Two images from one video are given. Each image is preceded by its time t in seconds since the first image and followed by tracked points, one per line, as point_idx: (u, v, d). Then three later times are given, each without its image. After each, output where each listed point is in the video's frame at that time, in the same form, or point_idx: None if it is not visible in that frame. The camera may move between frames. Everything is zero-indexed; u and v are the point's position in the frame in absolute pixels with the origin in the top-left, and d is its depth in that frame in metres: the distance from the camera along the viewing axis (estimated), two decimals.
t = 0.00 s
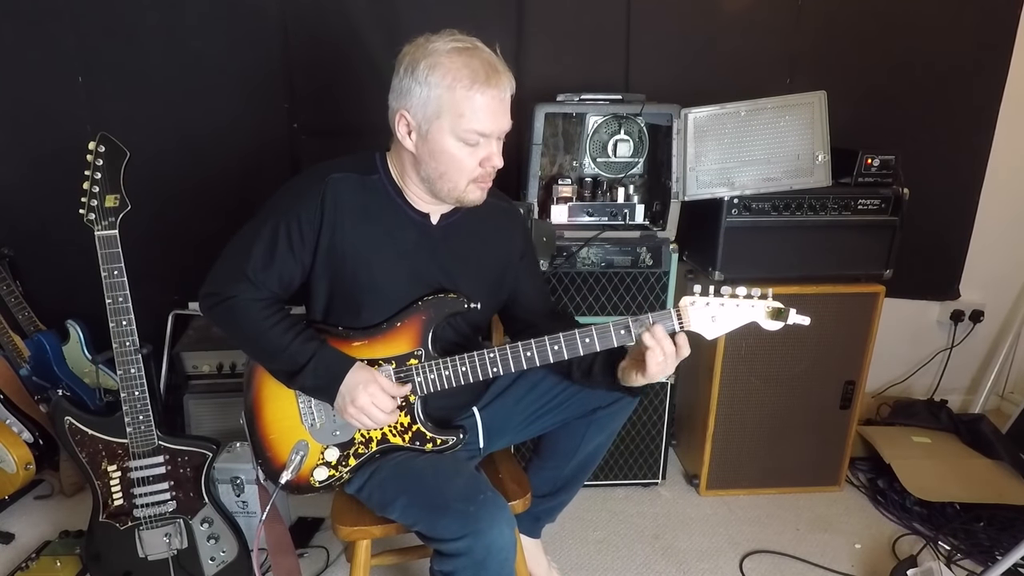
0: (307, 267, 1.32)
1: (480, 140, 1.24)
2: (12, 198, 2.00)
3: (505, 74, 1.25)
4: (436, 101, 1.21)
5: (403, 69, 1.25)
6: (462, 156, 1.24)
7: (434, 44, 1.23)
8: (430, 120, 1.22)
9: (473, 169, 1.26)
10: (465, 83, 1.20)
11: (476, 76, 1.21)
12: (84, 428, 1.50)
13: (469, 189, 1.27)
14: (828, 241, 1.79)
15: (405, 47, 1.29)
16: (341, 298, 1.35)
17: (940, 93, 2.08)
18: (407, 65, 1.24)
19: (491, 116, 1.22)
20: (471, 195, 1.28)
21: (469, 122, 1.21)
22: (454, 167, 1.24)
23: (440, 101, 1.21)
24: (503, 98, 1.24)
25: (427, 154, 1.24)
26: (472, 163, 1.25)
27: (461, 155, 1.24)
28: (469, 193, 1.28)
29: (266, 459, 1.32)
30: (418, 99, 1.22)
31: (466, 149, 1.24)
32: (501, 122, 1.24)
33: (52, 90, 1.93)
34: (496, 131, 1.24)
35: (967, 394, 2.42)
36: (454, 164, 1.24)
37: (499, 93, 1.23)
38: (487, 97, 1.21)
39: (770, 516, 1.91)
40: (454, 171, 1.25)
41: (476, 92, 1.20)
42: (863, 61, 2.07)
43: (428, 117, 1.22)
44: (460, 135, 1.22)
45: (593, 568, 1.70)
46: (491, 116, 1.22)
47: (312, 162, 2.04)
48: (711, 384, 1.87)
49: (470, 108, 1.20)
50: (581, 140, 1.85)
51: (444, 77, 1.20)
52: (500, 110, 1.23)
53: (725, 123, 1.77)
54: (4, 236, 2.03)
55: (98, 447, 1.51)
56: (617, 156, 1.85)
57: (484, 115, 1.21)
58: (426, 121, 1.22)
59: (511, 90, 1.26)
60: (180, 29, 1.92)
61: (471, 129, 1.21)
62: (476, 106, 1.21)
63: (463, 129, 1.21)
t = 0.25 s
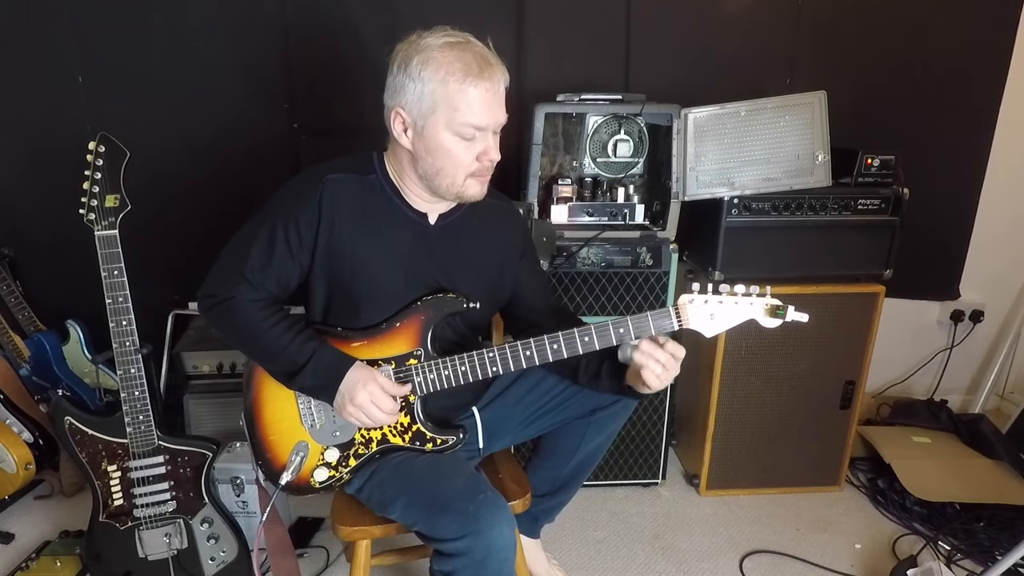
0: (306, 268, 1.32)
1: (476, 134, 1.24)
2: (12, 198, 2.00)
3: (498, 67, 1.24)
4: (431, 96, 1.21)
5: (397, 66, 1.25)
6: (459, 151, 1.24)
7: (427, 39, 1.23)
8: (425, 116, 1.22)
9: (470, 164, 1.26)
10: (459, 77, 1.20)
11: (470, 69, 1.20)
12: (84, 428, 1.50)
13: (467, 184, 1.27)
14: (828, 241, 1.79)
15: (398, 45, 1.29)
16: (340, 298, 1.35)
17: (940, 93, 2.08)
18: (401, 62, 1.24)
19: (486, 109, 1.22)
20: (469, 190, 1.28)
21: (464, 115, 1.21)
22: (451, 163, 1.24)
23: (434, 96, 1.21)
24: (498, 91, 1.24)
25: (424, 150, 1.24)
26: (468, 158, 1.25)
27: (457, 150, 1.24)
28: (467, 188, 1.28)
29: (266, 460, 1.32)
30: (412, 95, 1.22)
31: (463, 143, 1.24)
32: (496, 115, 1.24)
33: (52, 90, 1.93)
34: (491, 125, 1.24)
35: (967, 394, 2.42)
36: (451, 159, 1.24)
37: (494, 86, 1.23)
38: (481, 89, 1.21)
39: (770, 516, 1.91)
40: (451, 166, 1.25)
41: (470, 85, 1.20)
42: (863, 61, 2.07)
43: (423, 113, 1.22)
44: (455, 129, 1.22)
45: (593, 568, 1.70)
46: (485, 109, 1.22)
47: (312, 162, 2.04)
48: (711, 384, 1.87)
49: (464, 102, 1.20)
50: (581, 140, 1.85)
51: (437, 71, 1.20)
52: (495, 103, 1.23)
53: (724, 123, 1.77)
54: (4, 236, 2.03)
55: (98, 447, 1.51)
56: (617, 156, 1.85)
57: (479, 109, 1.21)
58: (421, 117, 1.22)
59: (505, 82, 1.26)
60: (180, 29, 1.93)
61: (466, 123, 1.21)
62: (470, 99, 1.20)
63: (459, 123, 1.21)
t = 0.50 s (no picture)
0: (306, 268, 1.32)
1: (478, 140, 1.24)
2: (12, 198, 2.00)
3: (502, 73, 1.25)
4: (434, 100, 1.21)
5: (401, 69, 1.25)
6: (460, 156, 1.24)
7: (432, 43, 1.23)
8: (428, 120, 1.22)
9: (471, 168, 1.26)
10: (463, 83, 1.20)
11: (474, 75, 1.21)
12: (84, 428, 1.50)
13: (468, 189, 1.27)
14: (828, 241, 1.79)
15: (403, 47, 1.29)
16: (341, 298, 1.35)
17: (940, 93, 2.08)
18: (405, 65, 1.24)
19: (489, 115, 1.22)
20: (469, 194, 1.28)
21: (467, 121, 1.21)
22: (453, 167, 1.24)
23: (438, 101, 1.21)
24: (501, 97, 1.24)
25: (426, 154, 1.24)
26: (470, 162, 1.25)
27: (459, 154, 1.24)
28: (467, 192, 1.28)
29: (267, 460, 1.32)
30: (416, 99, 1.22)
31: (465, 148, 1.24)
32: (499, 121, 1.24)
33: (52, 89, 1.93)
34: (494, 131, 1.24)
35: (966, 394, 2.42)
36: (453, 163, 1.24)
37: (497, 92, 1.23)
38: (485, 96, 1.21)
39: (770, 516, 1.91)
40: (452, 171, 1.25)
41: (474, 92, 1.20)
42: (863, 61, 2.07)
43: (426, 117, 1.22)
44: (458, 135, 1.22)
45: (593, 568, 1.70)
46: (489, 116, 1.22)
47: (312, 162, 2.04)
48: (711, 384, 1.87)
49: (467, 107, 1.20)
50: (581, 140, 1.85)
51: (441, 77, 1.20)
52: (498, 110, 1.23)
53: (724, 124, 1.77)
54: (4, 236, 2.03)
55: (98, 447, 1.51)
56: (617, 156, 1.85)
57: (482, 115, 1.21)
58: (424, 121, 1.22)
59: (509, 89, 1.26)
60: (180, 29, 1.93)
61: (469, 129, 1.21)
62: (473, 105, 1.21)
63: (461, 129, 1.21)
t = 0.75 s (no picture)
0: (306, 269, 1.32)
1: (480, 141, 1.24)
2: (12, 199, 2.00)
3: (504, 74, 1.24)
4: (436, 102, 1.21)
5: (403, 70, 1.25)
6: (462, 157, 1.24)
7: (434, 44, 1.23)
8: (429, 121, 1.22)
9: (473, 169, 1.26)
10: (464, 84, 1.20)
11: (475, 77, 1.21)
12: (84, 428, 1.50)
13: (470, 189, 1.27)
14: (828, 241, 1.79)
15: (405, 48, 1.29)
16: (341, 298, 1.35)
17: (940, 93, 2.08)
18: (407, 66, 1.24)
19: (490, 117, 1.22)
20: (471, 195, 1.28)
21: (468, 123, 1.21)
22: (454, 168, 1.24)
23: (439, 103, 1.21)
24: (503, 99, 1.24)
25: (427, 155, 1.24)
26: (471, 164, 1.25)
27: (460, 156, 1.24)
28: (469, 193, 1.28)
29: (267, 459, 1.33)
30: (417, 100, 1.22)
31: (466, 150, 1.24)
32: (500, 122, 1.24)
33: (52, 89, 1.93)
34: (495, 132, 1.24)
35: (966, 394, 2.42)
36: (454, 165, 1.24)
37: (499, 94, 1.23)
38: (486, 97, 1.21)
39: (770, 516, 1.91)
40: (454, 172, 1.25)
41: (475, 93, 1.20)
42: (863, 61, 2.07)
43: (427, 119, 1.22)
44: (459, 136, 1.22)
45: (593, 568, 1.70)
46: (490, 117, 1.22)
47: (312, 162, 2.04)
48: (711, 384, 1.87)
49: (469, 109, 1.20)
50: (581, 140, 1.85)
51: (443, 78, 1.20)
52: (499, 111, 1.23)
53: (725, 124, 1.77)
54: (4, 236, 2.03)
55: (98, 447, 1.51)
56: (617, 156, 1.85)
57: (483, 116, 1.21)
58: (425, 122, 1.22)
59: (511, 90, 1.26)
60: (180, 29, 1.93)
61: (470, 130, 1.21)
62: (475, 107, 1.20)
63: (463, 130, 1.21)
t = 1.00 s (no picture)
0: (306, 269, 1.32)
1: (480, 139, 1.24)
2: (12, 199, 2.00)
3: (504, 71, 1.24)
4: (436, 99, 1.21)
5: (403, 68, 1.25)
6: (462, 155, 1.24)
7: (434, 42, 1.23)
8: (429, 119, 1.22)
9: (473, 167, 1.26)
10: (464, 82, 1.20)
11: (475, 74, 1.20)
12: (84, 428, 1.50)
13: (470, 187, 1.27)
14: (828, 241, 1.79)
15: (404, 46, 1.29)
16: (341, 298, 1.35)
17: (940, 93, 2.08)
18: (406, 64, 1.24)
19: (490, 114, 1.22)
20: (472, 193, 1.28)
21: (468, 120, 1.21)
22: (454, 166, 1.24)
23: (439, 100, 1.21)
24: (503, 96, 1.24)
25: (427, 153, 1.24)
26: (472, 162, 1.25)
27: (461, 154, 1.24)
28: (470, 191, 1.28)
29: (268, 459, 1.33)
30: (417, 98, 1.22)
31: (466, 147, 1.24)
32: (500, 120, 1.24)
33: (52, 89, 1.93)
34: (495, 130, 1.24)
35: (966, 394, 2.42)
36: (454, 162, 1.24)
37: (499, 91, 1.23)
38: (486, 95, 1.21)
39: (770, 516, 1.91)
40: (454, 170, 1.25)
41: (475, 91, 1.20)
42: (863, 61, 2.07)
43: (427, 116, 1.22)
44: (460, 134, 1.22)
45: (593, 568, 1.70)
46: (490, 114, 1.22)
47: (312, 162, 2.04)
48: (711, 384, 1.87)
49: (469, 107, 1.20)
50: (581, 140, 1.85)
51: (443, 76, 1.20)
52: (499, 108, 1.23)
53: (725, 123, 1.77)
54: (4, 236, 2.03)
55: (98, 447, 1.51)
56: (617, 156, 1.85)
57: (483, 114, 1.21)
58: (425, 120, 1.22)
59: (511, 87, 1.26)
60: (180, 29, 1.93)
61: (470, 128, 1.21)
62: (475, 105, 1.20)
63: (463, 128, 1.21)
